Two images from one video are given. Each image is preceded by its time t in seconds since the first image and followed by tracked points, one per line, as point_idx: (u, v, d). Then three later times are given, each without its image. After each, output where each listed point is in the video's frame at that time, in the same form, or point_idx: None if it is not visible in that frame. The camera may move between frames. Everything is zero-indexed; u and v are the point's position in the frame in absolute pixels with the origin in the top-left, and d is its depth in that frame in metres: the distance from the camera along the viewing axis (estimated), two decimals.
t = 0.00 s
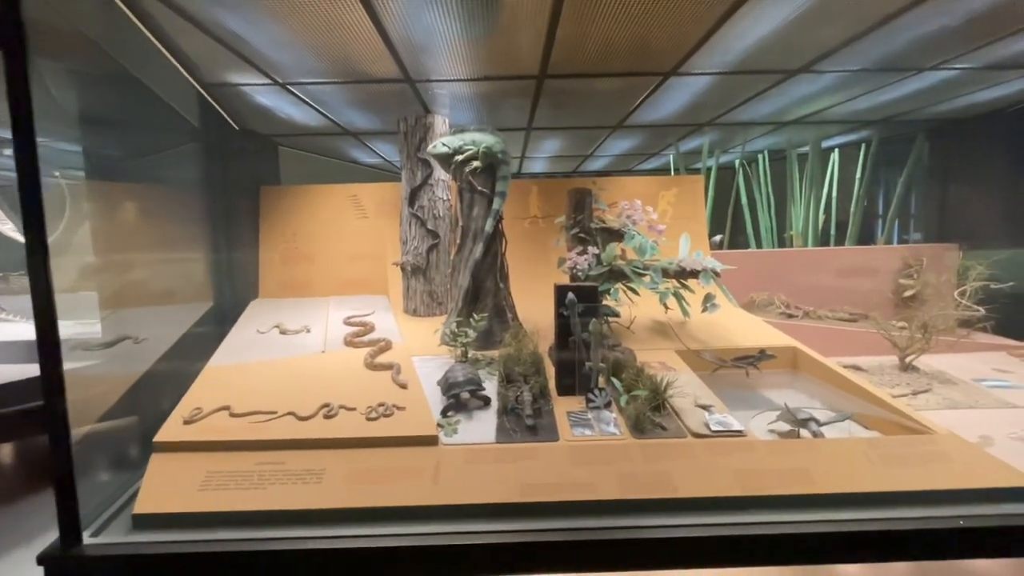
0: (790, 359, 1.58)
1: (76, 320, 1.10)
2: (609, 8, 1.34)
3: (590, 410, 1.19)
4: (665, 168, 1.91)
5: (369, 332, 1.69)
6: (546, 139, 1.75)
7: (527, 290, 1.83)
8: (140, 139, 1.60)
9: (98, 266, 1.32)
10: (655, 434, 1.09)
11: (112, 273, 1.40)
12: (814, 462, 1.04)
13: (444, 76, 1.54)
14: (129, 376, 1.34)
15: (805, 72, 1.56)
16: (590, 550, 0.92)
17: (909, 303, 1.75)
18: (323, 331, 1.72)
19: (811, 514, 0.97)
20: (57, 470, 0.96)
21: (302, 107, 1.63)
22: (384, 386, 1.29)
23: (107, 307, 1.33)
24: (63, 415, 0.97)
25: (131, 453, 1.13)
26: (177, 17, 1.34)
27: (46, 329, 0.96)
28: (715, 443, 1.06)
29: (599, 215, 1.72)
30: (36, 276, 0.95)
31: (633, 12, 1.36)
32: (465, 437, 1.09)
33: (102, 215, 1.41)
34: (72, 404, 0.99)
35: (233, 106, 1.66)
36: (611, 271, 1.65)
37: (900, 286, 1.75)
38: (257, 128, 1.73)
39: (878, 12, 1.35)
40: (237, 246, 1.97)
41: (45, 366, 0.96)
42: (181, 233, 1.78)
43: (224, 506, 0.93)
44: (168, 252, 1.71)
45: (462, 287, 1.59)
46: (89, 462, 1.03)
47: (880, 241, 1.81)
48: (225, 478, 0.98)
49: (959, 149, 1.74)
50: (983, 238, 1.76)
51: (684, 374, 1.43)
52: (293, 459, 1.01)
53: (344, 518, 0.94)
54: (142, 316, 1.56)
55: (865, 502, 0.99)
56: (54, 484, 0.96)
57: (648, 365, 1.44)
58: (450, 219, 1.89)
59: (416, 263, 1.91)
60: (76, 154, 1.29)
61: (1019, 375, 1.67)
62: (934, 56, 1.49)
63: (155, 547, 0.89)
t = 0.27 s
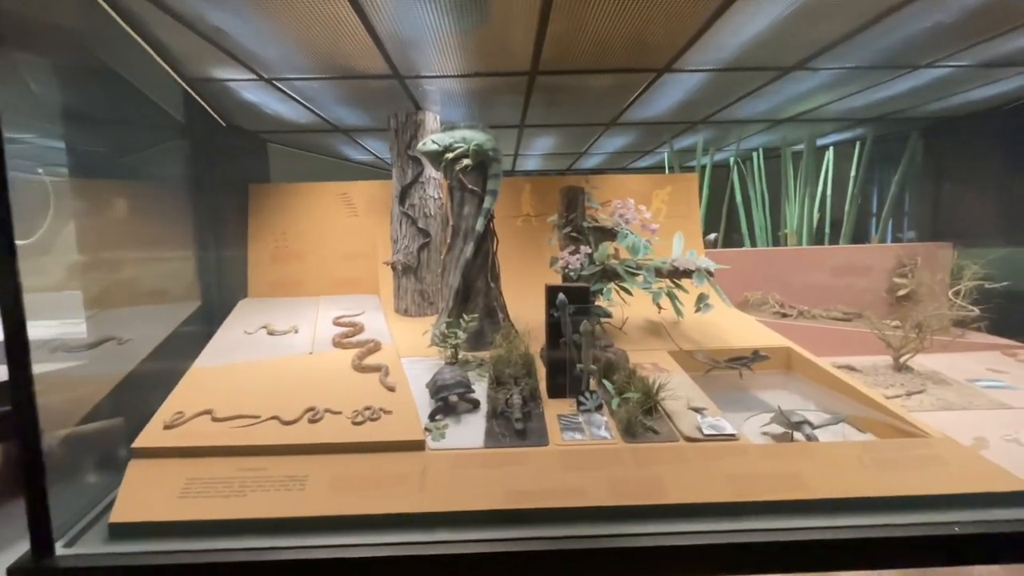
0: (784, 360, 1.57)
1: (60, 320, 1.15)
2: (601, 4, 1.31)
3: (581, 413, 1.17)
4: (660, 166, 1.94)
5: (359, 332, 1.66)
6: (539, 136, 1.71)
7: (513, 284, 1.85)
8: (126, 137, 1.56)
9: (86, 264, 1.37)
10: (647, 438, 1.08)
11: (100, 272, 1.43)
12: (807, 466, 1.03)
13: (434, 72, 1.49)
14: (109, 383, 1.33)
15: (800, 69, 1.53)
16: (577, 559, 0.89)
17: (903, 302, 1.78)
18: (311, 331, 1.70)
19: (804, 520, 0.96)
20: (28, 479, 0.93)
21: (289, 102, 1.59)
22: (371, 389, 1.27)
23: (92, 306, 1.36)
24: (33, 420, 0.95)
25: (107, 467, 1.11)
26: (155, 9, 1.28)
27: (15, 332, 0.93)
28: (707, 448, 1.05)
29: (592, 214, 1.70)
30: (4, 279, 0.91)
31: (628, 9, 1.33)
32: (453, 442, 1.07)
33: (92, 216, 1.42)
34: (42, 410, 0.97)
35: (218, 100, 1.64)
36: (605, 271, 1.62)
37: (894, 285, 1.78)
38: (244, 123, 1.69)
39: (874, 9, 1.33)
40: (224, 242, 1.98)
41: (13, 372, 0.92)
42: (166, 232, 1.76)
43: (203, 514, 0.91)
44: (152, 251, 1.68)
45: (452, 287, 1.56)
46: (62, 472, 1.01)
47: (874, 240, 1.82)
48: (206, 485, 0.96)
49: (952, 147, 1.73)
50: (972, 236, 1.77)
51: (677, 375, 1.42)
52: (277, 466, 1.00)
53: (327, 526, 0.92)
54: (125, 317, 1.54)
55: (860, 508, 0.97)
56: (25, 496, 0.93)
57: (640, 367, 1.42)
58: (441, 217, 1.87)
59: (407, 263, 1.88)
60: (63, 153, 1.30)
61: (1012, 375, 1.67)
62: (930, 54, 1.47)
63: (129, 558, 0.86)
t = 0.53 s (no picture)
0: (780, 359, 1.55)
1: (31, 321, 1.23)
2: None
3: (573, 415, 1.15)
4: (657, 160, 1.88)
5: (349, 331, 1.64)
6: (533, 131, 1.69)
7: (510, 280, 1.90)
8: (115, 133, 1.57)
9: (77, 259, 1.48)
10: (640, 441, 1.06)
11: (94, 266, 1.53)
12: (803, 470, 1.01)
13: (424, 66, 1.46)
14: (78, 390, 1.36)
15: (798, 62, 1.50)
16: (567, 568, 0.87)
17: (901, 299, 1.80)
18: (302, 329, 1.68)
19: (802, 526, 0.93)
20: None
21: (277, 96, 1.56)
22: (360, 390, 1.25)
23: (79, 305, 1.47)
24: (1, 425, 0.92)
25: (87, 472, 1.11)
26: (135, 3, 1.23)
27: None
28: (701, 452, 1.02)
29: (587, 210, 1.67)
30: None
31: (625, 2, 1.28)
32: (442, 445, 1.04)
33: (87, 211, 1.52)
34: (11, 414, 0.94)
35: (205, 93, 1.58)
36: (599, 268, 1.59)
37: (892, 282, 1.81)
38: (231, 117, 1.65)
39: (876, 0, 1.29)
40: (209, 237, 1.95)
41: None
42: (152, 227, 1.75)
43: (183, 522, 0.89)
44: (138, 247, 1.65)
45: (443, 285, 1.53)
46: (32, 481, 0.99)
47: (873, 236, 1.83)
48: (188, 491, 0.94)
49: (949, 142, 1.71)
50: (968, 230, 1.77)
51: (672, 375, 1.39)
52: (260, 471, 0.97)
53: (311, 534, 0.89)
54: (106, 317, 1.56)
55: (858, 514, 0.95)
56: None
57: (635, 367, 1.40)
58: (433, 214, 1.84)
59: (399, 260, 1.85)
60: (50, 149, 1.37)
61: (1009, 373, 1.66)
62: (930, 46, 1.44)
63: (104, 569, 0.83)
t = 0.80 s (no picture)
0: (774, 360, 1.53)
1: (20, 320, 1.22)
2: None
3: (564, 421, 1.12)
4: (654, 157, 1.96)
5: (338, 333, 1.61)
6: (527, 128, 1.71)
7: (505, 278, 1.91)
8: (102, 127, 1.48)
9: (67, 257, 1.39)
10: (632, 448, 1.03)
11: (85, 264, 1.45)
12: (797, 478, 0.99)
13: (412, 62, 1.43)
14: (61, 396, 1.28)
15: (793, 59, 1.48)
16: None
17: (897, 298, 1.78)
18: (290, 331, 1.65)
19: (794, 535, 0.92)
20: None
21: (263, 92, 1.55)
22: (348, 395, 1.23)
23: (67, 305, 1.37)
24: None
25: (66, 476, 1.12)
26: None
27: None
28: (694, 459, 1.01)
29: (581, 209, 1.64)
30: None
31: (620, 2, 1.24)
32: (429, 453, 1.02)
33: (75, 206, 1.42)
34: None
35: (190, 89, 1.58)
36: (592, 268, 1.56)
37: (887, 280, 1.80)
38: (221, 111, 1.67)
39: None
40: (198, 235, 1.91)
41: None
42: (142, 224, 1.70)
43: (162, 535, 0.86)
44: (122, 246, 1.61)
45: (433, 286, 1.51)
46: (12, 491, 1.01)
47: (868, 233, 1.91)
48: (168, 503, 0.91)
49: (947, 140, 1.73)
50: (959, 227, 1.81)
51: (665, 378, 1.36)
52: (242, 481, 0.95)
53: (293, 546, 0.87)
54: (94, 317, 1.47)
55: (852, 523, 0.93)
56: None
57: (627, 369, 1.38)
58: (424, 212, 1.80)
59: (389, 259, 1.82)
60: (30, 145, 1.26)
61: (1005, 374, 1.64)
62: (928, 44, 1.42)
63: None
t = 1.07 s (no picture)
0: (767, 364, 1.52)
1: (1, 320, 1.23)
2: None
3: (554, 427, 1.10)
4: (648, 156, 1.93)
5: (325, 336, 1.58)
6: (520, 126, 1.65)
7: (497, 279, 1.89)
8: (83, 126, 1.48)
9: (51, 256, 1.41)
10: (623, 456, 1.01)
11: (70, 264, 1.47)
12: (789, 486, 0.97)
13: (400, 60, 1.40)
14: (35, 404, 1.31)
15: (787, 58, 1.46)
16: None
17: (890, 299, 1.76)
18: (277, 334, 1.62)
19: (785, 546, 0.90)
20: None
21: (248, 90, 1.50)
22: (334, 401, 1.20)
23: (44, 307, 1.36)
24: None
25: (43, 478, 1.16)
26: None
27: None
28: (684, 468, 0.99)
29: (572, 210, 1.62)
30: None
31: None
32: (415, 462, 1.00)
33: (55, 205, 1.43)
34: None
35: (175, 89, 1.55)
36: (584, 270, 1.54)
37: (881, 280, 1.77)
38: (209, 111, 1.61)
39: None
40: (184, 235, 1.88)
41: None
42: (126, 224, 1.67)
43: (137, 549, 0.84)
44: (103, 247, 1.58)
45: (422, 288, 1.48)
46: None
47: (862, 234, 1.88)
48: (145, 515, 0.89)
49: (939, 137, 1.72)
50: (954, 227, 1.79)
51: (655, 384, 1.32)
52: (222, 492, 0.93)
53: (273, 559, 0.85)
54: (71, 322, 1.47)
55: (844, 533, 0.92)
56: None
57: (619, 374, 1.36)
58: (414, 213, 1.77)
59: (379, 260, 1.79)
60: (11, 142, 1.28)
61: (997, 376, 1.64)
62: (922, 43, 1.40)
63: None
